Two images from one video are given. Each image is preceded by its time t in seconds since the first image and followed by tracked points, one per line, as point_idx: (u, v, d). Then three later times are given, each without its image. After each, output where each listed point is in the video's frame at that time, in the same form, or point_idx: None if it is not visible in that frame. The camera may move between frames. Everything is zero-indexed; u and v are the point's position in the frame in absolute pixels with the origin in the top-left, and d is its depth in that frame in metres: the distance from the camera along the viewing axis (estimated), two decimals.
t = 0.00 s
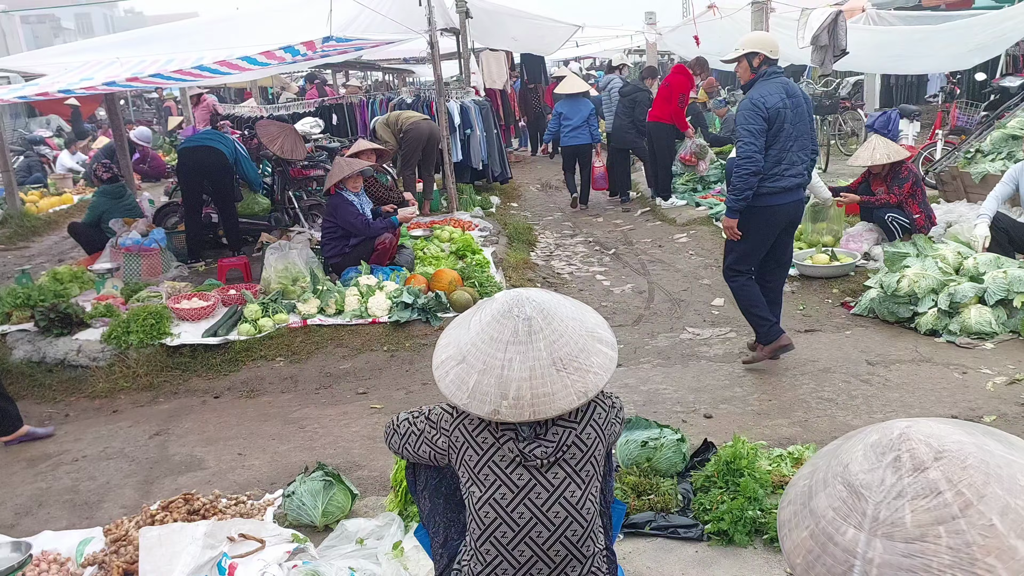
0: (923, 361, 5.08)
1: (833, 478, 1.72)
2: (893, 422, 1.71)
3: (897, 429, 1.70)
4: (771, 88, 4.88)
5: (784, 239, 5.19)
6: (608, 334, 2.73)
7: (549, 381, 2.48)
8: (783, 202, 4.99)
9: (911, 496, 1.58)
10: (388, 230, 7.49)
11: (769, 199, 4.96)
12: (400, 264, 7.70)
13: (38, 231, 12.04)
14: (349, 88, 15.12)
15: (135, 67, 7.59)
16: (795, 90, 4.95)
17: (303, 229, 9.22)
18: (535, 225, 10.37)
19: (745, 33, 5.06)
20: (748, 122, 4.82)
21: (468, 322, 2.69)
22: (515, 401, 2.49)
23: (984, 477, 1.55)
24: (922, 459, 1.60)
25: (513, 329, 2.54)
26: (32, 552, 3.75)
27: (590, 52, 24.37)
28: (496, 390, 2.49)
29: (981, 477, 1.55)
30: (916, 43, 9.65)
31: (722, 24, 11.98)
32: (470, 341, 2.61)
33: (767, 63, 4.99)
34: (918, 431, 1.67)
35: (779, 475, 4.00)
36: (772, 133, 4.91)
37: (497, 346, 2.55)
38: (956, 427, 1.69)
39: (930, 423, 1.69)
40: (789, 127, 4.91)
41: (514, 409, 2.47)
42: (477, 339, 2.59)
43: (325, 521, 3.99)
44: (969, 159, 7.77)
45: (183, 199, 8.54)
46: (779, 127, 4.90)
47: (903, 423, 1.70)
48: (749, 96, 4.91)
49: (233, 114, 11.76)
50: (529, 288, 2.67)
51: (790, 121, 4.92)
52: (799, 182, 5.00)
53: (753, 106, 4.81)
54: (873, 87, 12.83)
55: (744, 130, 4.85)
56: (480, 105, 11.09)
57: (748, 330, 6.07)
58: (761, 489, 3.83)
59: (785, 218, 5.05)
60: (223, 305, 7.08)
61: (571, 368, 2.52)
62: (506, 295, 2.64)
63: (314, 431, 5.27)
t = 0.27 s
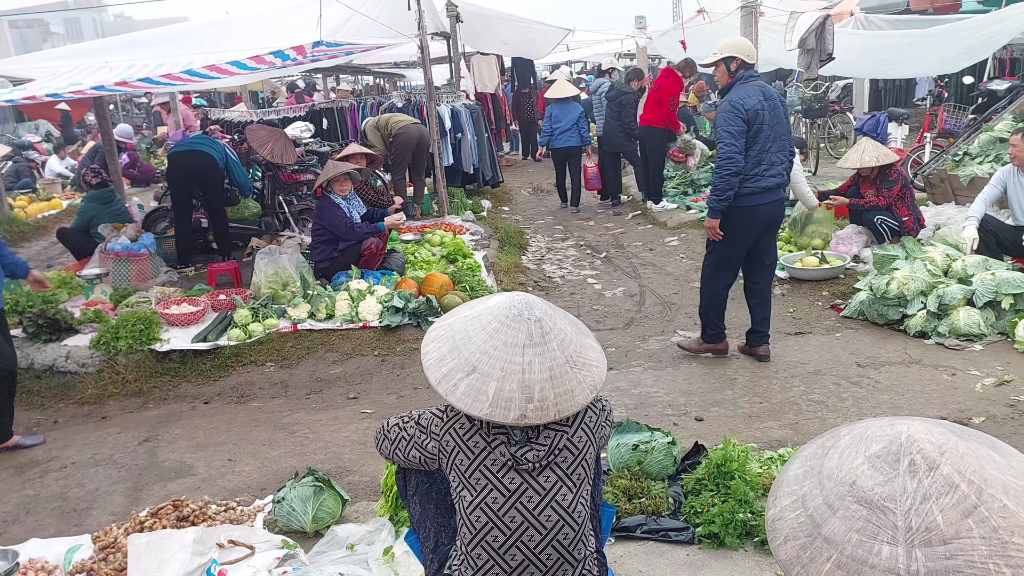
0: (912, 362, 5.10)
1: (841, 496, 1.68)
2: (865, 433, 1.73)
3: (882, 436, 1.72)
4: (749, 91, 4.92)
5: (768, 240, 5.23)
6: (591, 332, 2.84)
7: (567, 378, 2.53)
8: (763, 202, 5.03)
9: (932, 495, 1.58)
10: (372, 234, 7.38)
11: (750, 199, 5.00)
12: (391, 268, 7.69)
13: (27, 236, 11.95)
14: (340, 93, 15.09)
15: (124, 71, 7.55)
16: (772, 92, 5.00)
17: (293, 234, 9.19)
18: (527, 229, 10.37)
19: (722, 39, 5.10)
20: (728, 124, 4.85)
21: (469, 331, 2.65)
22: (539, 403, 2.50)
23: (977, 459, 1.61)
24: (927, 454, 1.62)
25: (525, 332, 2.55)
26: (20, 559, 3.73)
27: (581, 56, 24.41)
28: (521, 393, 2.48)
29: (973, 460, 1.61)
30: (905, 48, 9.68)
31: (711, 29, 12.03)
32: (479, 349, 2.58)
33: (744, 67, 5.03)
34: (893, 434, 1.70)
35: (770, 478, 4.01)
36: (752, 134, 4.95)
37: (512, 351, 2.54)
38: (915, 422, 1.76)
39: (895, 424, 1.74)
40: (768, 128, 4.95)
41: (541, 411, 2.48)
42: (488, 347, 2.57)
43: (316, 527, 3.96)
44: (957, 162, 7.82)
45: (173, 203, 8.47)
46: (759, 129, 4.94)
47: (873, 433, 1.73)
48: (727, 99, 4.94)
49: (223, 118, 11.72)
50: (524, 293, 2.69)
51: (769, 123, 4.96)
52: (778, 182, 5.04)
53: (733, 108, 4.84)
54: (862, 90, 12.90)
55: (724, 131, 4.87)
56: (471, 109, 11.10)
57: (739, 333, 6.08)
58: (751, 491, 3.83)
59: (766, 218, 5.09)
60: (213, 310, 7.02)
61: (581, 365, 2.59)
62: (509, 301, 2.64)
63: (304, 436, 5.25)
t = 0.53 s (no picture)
0: (903, 363, 5.12)
1: (838, 499, 1.67)
2: (855, 432, 1.74)
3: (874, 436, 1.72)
4: (721, 97, 5.00)
5: (747, 241, 5.30)
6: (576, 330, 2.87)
7: (566, 380, 2.55)
8: (739, 205, 5.10)
9: (930, 494, 1.59)
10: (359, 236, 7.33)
11: (724, 203, 5.08)
12: (382, 270, 7.67)
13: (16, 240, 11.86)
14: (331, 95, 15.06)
15: (113, 73, 7.52)
16: (745, 97, 5.08)
17: (284, 236, 9.17)
18: (518, 231, 10.36)
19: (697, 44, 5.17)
20: (700, 130, 4.95)
21: (466, 337, 2.62)
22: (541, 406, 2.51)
23: (965, 453, 1.65)
24: (922, 452, 1.63)
25: (525, 336, 2.54)
26: (9, 565, 3.69)
27: (572, 58, 24.44)
28: (525, 398, 2.48)
29: (963, 455, 1.64)
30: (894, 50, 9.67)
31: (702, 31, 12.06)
32: (478, 356, 2.55)
33: (718, 72, 5.08)
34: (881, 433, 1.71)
35: (761, 479, 4.00)
36: (724, 139, 5.04)
37: (512, 356, 2.53)
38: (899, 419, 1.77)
39: (881, 422, 1.75)
40: (740, 134, 5.04)
41: (545, 414, 2.49)
42: (489, 352, 2.54)
43: (307, 531, 3.94)
44: (946, 163, 7.86)
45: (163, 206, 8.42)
46: (730, 134, 5.03)
47: (860, 431, 1.74)
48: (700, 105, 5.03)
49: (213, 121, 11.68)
50: (517, 296, 2.68)
51: (741, 127, 5.05)
52: (753, 186, 5.11)
53: (704, 115, 4.94)
54: (852, 92, 12.96)
55: (697, 137, 4.97)
56: (462, 111, 11.05)
57: (730, 334, 6.08)
58: (743, 492, 3.83)
59: (742, 221, 5.17)
60: (204, 313, 6.99)
61: (577, 365, 2.62)
62: (505, 306, 2.62)
63: (295, 439, 5.22)
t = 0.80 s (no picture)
0: (894, 363, 5.13)
1: (821, 495, 1.67)
2: (845, 431, 1.74)
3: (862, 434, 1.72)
4: (689, 101, 5.06)
5: (719, 240, 5.38)
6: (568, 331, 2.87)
7: (558, 383, 2.54)
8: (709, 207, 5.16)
9: (911, 493, 1.58)
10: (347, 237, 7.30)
11: (696, 206, 5.15)
12: (375, 272, 7.67)
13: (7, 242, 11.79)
14: (324, 96, 15.03)
15: (103, 75, 7.48)
16: (715, 100, 5.12)
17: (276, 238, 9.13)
18: (511, 232, 10.36)
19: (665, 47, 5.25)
20: (669, 135, 5.02)
21: (457, 342, 2.60)
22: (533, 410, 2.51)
23: (955, 458, 1.63)
24: (908, 453, 1.63)
25: (518, 340, 2.53)
26: None
27: (565, 58, 24.47)
28: (516, 402, 2.48)
29: (952, 458, 1.63)
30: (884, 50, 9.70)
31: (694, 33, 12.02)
32: (471, 360, 2.54)
33: (686, 75, 5.17)
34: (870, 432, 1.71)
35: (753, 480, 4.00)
36: (694, 143, 5.10)
37: (505, 360, 2.52)
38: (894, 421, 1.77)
39: (872, 422, 1.74)
40: (709, 137, 5.10)
41: (538, 418, 2.49)
42: (481, 357, 2.53)
43: (298, 534, 3.91)
44: (937, 164, 7.90)
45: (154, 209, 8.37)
46: (699, 138, 5.09)
47: (850, 429, 1.74)
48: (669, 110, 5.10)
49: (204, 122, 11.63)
50: (511, 299, 2.66)
51: (710, 131, 5.10)
52: (723, 188, 5.17)
53: (672, 120, 5.01)
54: (844, 93, 13.01)
55: (665, 143, 5.04)
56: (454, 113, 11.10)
57: (723, 335, 6.09)
58: (735, 492, 3.83)
59: (713, 223, 5.23)
60: (195, 316, 6.95)
61: (570, 368, 2.61)
62: (497, 309, 2.61)
63: (287, 442, 5.20)
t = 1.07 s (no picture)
0: (884, 364, 5.14)
1: (791, 484, 1.77)
2: (838, 426, 1.80)
3: (849, 432, 1.78)
4: (663, 106, 5.21)
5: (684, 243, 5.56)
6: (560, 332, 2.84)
7: (547, 385, 2.53)
8: (680, 209, 5.33)
9: (873, 495, 1.64)
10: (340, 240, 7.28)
11: (671, 208, 5.28)
12: (365, 275, 7.64)
13: None
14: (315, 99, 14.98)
15: (92, 77, 7.45)
16: (684, 105, 5.31)
17: (266, 241, 9.10)
18: (503, 235, 10.34)
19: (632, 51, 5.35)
20: (645, 139, 5.11)
21: (445, 344, 2.59)
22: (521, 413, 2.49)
23: (935, 471, 1.64)
24: (880, 458, 1.67)
25: (505, 343, 2.52)
26: None
27: (557, 60, 24.48)
28: (504, 405, 2.46)
29: (932, 471, 1.63)
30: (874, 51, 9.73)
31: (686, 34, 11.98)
32: (457, 363, 2.53)
33: (655, 79, 5.30)
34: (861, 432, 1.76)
35: (744, 481, 4.00)
36: (666, 148, 5.24)
37: (492, 363, 2.50)
38: (896, 425, 1.79)
39: (869, 423, 1.79)
40: (680, 142, 5.28)
41: (524, 420, 2.47)
42: (468, 360, 2.52)
43: (288, 537, 3.88)
44: (927, 165, 7.92)
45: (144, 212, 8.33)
46: (671, 142, 5.25)
47: (847, 425, 1.79)
48: (643, 115, 5.20)
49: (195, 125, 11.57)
50: (499, 302, 2.65)
51: (681, 135, 5.28)
52: (692, 191, 5.37)
53: (648, 125, 5.11)
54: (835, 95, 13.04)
55: (640, 147, 5.12)
56: (446, 115, 11.06)
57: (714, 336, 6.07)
58: (725, 493, 3.82)
59: (682, 225, 5.40)
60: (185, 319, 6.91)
61: (559, 370, 2.60)
62: (485, 311, 2.60)
63: (278, 445, 5.17)
